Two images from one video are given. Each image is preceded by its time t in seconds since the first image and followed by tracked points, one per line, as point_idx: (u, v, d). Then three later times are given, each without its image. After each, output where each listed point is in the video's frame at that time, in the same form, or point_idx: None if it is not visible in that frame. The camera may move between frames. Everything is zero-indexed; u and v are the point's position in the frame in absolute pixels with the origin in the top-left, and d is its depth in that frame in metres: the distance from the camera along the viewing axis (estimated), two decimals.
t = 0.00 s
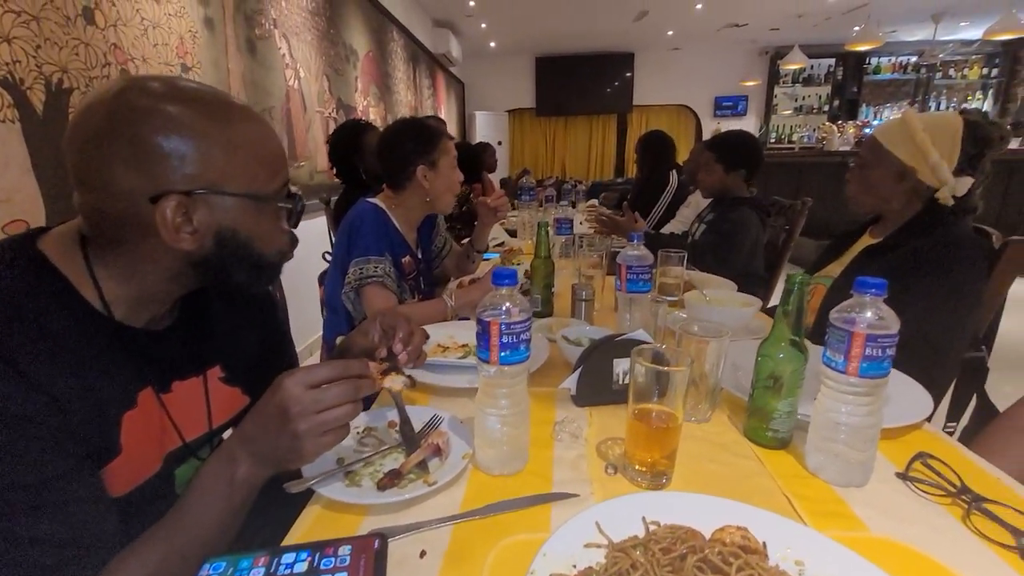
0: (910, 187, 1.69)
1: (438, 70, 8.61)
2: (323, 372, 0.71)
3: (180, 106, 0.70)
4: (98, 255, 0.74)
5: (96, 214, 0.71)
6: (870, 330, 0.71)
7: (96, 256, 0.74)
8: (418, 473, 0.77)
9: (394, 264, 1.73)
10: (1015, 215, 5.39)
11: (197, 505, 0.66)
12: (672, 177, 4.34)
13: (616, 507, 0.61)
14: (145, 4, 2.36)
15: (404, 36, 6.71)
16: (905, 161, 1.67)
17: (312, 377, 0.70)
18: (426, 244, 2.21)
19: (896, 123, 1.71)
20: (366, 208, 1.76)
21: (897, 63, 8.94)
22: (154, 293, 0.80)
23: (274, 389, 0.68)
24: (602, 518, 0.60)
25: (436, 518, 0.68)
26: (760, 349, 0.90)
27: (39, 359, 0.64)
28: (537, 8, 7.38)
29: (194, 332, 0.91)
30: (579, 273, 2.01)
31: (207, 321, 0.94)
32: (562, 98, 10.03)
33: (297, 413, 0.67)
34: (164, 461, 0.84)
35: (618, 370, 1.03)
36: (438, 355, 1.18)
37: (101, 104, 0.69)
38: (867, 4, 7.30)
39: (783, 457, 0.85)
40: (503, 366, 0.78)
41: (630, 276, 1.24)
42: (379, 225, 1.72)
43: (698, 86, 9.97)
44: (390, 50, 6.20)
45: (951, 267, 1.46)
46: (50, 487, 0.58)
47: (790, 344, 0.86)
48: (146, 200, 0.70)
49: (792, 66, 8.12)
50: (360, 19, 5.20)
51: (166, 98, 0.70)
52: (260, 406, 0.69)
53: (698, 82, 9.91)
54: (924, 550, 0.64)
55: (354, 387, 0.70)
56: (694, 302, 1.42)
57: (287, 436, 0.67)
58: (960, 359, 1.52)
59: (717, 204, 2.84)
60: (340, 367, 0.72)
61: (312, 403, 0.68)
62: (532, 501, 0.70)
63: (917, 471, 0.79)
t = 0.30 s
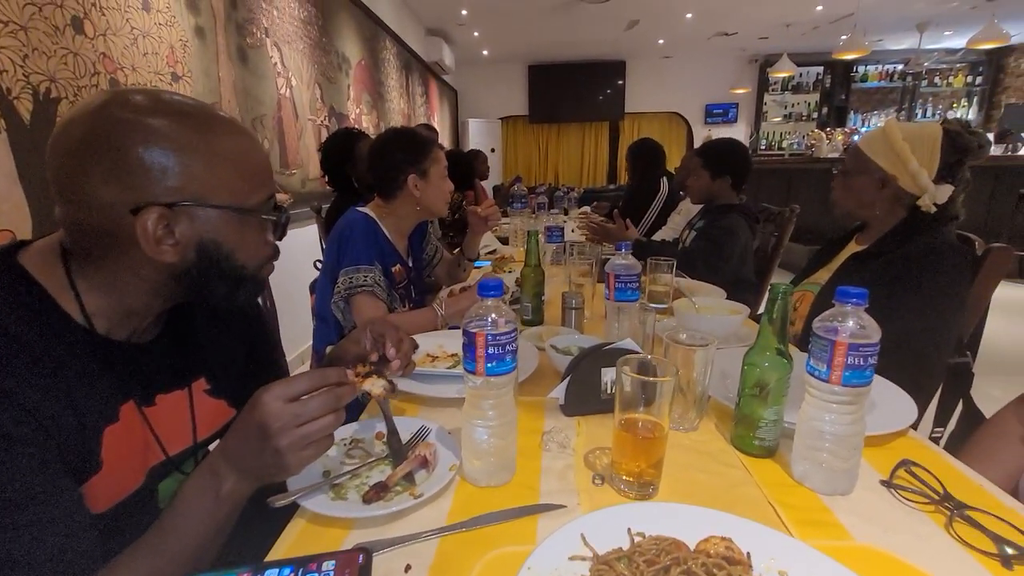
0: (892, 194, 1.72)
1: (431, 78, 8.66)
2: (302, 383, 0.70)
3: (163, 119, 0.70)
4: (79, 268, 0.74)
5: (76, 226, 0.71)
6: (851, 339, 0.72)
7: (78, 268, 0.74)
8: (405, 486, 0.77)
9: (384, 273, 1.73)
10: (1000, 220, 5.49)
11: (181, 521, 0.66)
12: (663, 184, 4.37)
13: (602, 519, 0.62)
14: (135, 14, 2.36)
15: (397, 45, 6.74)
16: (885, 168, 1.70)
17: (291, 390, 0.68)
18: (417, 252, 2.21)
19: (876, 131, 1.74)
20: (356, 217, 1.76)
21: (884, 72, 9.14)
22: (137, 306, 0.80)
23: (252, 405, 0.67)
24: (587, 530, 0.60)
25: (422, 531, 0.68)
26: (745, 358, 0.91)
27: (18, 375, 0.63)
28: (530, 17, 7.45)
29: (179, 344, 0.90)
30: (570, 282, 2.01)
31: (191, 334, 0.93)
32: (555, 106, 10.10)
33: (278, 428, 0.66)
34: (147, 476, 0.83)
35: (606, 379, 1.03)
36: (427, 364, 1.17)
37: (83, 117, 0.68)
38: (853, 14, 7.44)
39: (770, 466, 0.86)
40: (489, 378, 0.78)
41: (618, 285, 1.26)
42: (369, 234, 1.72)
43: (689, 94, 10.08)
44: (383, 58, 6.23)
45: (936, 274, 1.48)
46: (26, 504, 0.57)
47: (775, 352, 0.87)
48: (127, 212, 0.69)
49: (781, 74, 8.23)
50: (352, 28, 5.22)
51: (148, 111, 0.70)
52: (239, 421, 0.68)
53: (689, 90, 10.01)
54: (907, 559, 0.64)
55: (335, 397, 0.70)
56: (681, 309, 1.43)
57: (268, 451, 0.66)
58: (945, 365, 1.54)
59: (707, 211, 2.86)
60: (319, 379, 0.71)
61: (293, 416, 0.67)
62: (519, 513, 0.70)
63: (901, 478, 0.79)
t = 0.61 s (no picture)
0: (879, 203, 1.74)
1: (426, 84, 8.70)
2: (293, 397, 0.70)
3: (154, 135, 0.71)
4: (72, 283, 0.74)
5: (70, 241, 0.71)
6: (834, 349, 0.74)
7: (70, 283, 0.74)
8: (396, 496, 0.77)
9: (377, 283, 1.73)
10: (987, 226, 5.58)
11: (171, 535, 0.66)
12: (656, 191, 4.40)
13: (590, 529, 0.63)
14: (128, 23, 2.37)
15: (392, 52, 6.77)
16: (871, 177, 1.73)
17: (281, 404, 0.69)
18: (410, 260, 2.21)
19: (861, 141, 1.77)
20: (349, 226, 1.77)
21: (873, 78, 9.28)
22: (128, 319, 0.80)
23: (242, 419, 0.68)
24: (575, 540, 0.61)
25: (413, 542, 0.69)
26: (733, 367, 0.92)
27: (7, 391, 0.63)
28: (524, 25, 7.51)
29: (170, 357, 0.91)
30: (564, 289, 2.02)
31: (183, 346, 0.93)
32: (549, 112, 10.16)
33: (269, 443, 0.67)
34: (138, 489, 0.84)
35: (597, 389, 1.04)
36: (420, 374, 1.18)
37: (77, 133, 0.69)
38: (842, 22, 7.55)
39: (758, 474, 0.87)
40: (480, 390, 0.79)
41: (609, 295, 1.26)
42: (361, 244, 1.73)
43: (681, 100, 10.17)
44: (378, 65, 6.25)
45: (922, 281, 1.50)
46: (16, 519, 0.58)
47: (763, 361, 0.89)
48: (120, 227, 0.70)
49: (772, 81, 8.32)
50: (347, 35, 5.24)
51: (140, 127, 0.70)
52: (230, 435, 0.68)
53: (681, 97, 10.10)
54: (889, 566, 0.65)
55: (325, 411, 0.71)
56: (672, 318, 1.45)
57: (259, 465, 0.67)
58: (930, 370, 1.56)
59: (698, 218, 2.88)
60: (309, 392, 0.72)
61: (284, 430, 0.68)
62: (509, 523, 0.71)
63: (885, 485, 0.81)
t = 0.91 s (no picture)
0: (873, 203, 1.73)
1: (420, 87, 8.68)
2: (268, 403, 0.67)
3: (124, 130, 0.68)
4: (34, 286, 0.71)
5: (31, 241, 0.68)
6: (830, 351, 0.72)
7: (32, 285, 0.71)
8: (379, 506, 0.74)
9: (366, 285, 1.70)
10: (979, 227, 5.61)
11: (140, 548, 0.63)
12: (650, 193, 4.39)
13: (579, 540, 0.60)
14: (114, 22, 2.34)
15: (385, 54, 6.75)
16: (862, 177, 1.72)
17: (256, 411, 0.66)
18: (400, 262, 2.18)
19: (853, 141, 1.76)
20: (337, 227, 1.74)
21: (864, 81, 9.35)
22: (98, 323, 0.77)
23: (214, 427, 0.65)
24: (564, 552, 0.59)
25: (395, 554, 0.66)
26: (726, 370, 0.90)
27: None
28: (517, 28, 7.51)
29: (144, 361, 0.87)
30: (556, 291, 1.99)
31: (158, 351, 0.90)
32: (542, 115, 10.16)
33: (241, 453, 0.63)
34: (106, 500, 0.80)
35: (587, 393, 1.01)
36: (407, 378, 1.15)
37: (39, 127, 0.66)
38: (833, 25, 7.60)
39: (754, 479, 0.85)
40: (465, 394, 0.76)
41: (601, 295, 1.24)
42: (349, 245, 1.70)
43: (675, 103, 10.20)
44: (370, 66, 6.23)
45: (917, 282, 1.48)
46: None
47: (757, 363, 0.86)
48: (83, 224, 0.67)
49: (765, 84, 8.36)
50: (339, 37, 5.21)
51: (109, 122, 0.68)
52: (201, 444, 0.65)
53: (675, 99, 10.13)
54: None
55: (301, 417, 0.68)
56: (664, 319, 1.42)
57: (230, 474, 0.63)
58: (925, 371, 1.55)
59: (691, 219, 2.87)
60: (285, 399, 0.69)
61: (257, 438, 0.65)
62: (495, 534, 0.69)
63: (883, 490, 0.78)
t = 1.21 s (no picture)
0: (894, 207, 1.65)
1: (416, 86, 8.59)
2: (248, 445, 0.58)
3: (99, 132, 0.61)
4: None
5: None
6: (892, 379, 0.64)
7: None
8: (378, 557, 0.65)
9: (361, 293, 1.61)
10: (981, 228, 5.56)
11: None
12: (651, 195, 4.31)
13: None
14: (97, 16, 2.24)
15: (380, 53, 6.66)
16: (884, 178, 1.62)
17: (235, 456, 0.57)
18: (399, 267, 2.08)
19: (873, 141, 1.67)
20: (330, 232, 1.64)
21: (861, 81, 9.32)
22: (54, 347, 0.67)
23: (185, 475, 0.55)
24: None
25: None
26: (764, 395, 0.84)
27: None
28: (514, 27, 7.43)
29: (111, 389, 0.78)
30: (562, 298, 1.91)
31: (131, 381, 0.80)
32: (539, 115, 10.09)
33: (215, 509, 0.55)
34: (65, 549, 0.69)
35: (608, 416, 0.92)
36: (408, 398, 1.07)
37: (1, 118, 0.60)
38: (832, 25, 7.56)
39: (795, 518, 0.76)
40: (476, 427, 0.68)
41: (617, 306, 1.15)
42: (344, 251, 1.60)
43: (672, 103, 10.15)
44: (366, 65, 6.13)
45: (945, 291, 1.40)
46: None
47: (798, 389, 0.81)
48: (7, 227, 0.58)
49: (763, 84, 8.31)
50: (333, 35, 5.11)
51: (84, 123, 0.61)
52: (171, 498, 0.55)
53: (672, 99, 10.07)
54: None
55: (286, 463, 0.59)
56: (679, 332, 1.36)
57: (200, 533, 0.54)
58: (953, 385, 1.47)
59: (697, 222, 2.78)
60: (268, 439, 0.60)
61: (237, 490, 0.56)
62: None
63: (945, 533, 0.70)
